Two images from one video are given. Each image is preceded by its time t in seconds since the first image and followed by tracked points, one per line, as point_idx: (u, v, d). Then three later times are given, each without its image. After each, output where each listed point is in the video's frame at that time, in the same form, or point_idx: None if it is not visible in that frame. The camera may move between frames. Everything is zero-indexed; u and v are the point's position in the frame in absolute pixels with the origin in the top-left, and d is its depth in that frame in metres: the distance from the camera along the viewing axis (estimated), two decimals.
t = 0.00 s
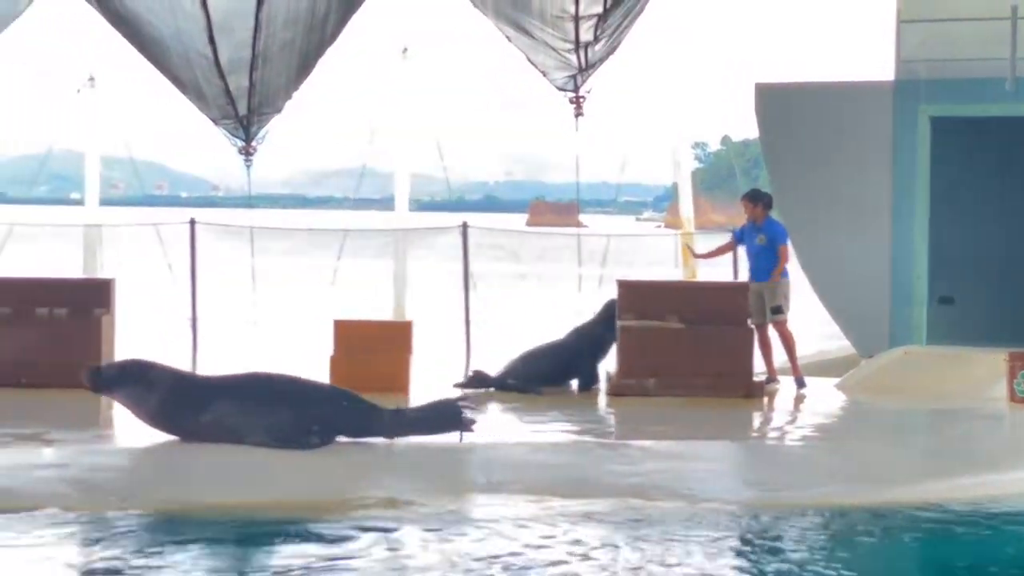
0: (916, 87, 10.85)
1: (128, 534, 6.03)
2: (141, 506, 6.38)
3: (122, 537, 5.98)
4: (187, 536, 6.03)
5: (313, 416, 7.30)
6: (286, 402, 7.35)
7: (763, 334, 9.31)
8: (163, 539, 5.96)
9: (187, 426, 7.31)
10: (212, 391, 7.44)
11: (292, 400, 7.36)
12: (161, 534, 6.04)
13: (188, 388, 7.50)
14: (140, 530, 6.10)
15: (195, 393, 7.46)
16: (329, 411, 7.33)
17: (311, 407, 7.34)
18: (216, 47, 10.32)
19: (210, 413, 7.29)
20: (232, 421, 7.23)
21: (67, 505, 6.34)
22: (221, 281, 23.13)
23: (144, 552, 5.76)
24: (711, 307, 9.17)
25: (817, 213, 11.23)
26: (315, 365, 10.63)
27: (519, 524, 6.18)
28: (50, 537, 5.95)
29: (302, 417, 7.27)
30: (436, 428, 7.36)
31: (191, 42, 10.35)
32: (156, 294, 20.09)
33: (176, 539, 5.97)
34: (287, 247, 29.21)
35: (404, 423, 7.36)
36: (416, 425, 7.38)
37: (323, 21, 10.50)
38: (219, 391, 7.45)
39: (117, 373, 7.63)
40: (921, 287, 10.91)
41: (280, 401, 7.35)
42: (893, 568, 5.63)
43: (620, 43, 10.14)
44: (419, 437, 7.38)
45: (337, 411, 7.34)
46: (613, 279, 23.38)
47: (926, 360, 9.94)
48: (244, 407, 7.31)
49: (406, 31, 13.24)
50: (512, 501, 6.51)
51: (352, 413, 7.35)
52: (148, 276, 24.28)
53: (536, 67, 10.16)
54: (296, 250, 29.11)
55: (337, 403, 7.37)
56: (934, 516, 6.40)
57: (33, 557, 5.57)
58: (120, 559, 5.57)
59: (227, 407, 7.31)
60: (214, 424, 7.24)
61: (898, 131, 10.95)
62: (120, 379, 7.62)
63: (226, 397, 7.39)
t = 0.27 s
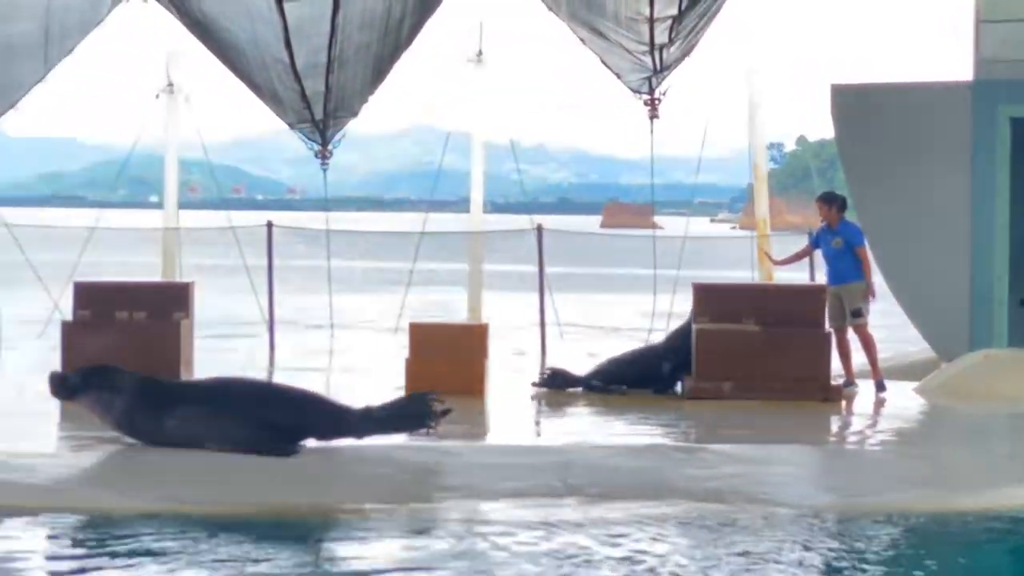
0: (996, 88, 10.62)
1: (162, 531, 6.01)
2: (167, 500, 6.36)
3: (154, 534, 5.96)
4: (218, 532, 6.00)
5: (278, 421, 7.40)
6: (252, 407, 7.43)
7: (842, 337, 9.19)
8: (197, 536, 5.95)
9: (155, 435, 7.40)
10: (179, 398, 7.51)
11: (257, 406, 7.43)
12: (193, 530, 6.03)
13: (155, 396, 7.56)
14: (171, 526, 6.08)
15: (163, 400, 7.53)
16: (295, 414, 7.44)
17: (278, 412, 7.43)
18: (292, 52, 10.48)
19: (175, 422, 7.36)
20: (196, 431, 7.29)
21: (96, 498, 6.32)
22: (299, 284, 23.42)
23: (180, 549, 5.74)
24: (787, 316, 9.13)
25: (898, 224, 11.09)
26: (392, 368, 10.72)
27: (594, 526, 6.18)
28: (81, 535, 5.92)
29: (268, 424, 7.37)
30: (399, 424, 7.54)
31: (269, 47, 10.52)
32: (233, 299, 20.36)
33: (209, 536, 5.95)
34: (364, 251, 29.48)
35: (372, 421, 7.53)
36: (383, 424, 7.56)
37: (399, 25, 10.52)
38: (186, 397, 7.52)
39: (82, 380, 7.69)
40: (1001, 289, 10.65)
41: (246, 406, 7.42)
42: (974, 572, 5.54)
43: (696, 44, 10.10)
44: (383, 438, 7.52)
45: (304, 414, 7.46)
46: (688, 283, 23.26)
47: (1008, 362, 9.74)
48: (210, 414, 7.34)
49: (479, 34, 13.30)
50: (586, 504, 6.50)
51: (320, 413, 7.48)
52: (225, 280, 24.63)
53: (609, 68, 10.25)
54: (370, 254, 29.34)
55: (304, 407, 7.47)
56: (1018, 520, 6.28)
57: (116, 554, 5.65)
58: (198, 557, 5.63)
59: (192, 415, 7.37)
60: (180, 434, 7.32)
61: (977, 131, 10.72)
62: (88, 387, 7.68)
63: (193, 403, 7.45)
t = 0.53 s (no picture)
0: None
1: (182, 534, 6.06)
2: (184, 505, 6.41)
3: (172, 538, 6.01)
4: (231, 535, 6.05)
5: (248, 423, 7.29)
6: (221, 408, 7.30)
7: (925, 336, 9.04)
8: (214, 538, 5.99)
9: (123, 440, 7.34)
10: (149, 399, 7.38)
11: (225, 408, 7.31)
12: (208, 533, 6.08)
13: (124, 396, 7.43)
14: (187, 530, 6.13)
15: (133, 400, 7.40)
16: (265, 416, 7.32)
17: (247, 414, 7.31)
18: (371, 52, 10.69)
19: (144, 430, 7.27)
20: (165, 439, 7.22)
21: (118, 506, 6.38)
22: (377, 283, 23.61)
23: (202, 552, 5.79)
24: (870, 315, 8.97)
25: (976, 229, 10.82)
26: (470, 367, 10.76)
27: (676, 529, 6.15)
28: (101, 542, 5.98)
29: (237, 428, 7.27)
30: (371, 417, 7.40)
31: (349, 49, 10.76)
32: (312, 297, 20.57)
33: (228, 538, 6.00)
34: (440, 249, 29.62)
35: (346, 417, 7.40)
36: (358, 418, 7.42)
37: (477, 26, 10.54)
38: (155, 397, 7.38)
39: (51, 379, 7.61)
40: None
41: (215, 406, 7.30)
42: None
43: (775, 42, 10.11)
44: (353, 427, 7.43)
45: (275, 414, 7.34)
46: (766, 281, 23.05)
47: None
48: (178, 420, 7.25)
49: (556, 32, 13.30)
50: (667, 506, 6.48)
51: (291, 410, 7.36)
52: (305, 279, 24.89)
53: (690, 69, 10.20)
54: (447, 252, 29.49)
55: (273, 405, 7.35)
56: None
57: (199, 555, 5.72)
58: (275, 558, 5.68)
59: (162, 421, 7.26)
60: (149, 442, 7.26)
61: None
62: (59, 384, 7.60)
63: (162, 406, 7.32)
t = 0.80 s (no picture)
0: None
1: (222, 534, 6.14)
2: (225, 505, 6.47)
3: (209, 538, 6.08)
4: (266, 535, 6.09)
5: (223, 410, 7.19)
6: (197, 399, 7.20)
7: (1006, 335, 8.93)
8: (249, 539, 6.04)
9: (99, 433, 7.11)
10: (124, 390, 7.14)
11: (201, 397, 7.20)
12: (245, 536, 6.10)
13: (96, 388, 7.15)
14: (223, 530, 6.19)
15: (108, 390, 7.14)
16: (244, 405, 7.24)
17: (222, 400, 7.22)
18: (444, 50, 10.77)
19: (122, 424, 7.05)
20: (144, 433, 7.03)
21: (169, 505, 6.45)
22: (451, 280, 23.76)
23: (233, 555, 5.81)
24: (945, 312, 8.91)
25: None
26: (543, 365, 10.81)
27: (751, 529, 6.15)
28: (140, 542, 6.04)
29: (215, 417, 7.17)
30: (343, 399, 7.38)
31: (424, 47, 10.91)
32: (386, 294, 20.74)
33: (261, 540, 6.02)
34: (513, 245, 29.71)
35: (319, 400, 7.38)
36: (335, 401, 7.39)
37: (549, 23, 10.66)
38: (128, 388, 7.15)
39: (28, 377, 7.16)
40: None
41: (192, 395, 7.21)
42: None
43: (851, 36, 10.04)
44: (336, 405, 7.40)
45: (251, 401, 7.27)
46: (842, 277, 22.81)
47: None
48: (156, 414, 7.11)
49: (629, 28, 13.28)
50: (742, 505, 6.47)
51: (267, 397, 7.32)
52: (379, 276, 25.10)
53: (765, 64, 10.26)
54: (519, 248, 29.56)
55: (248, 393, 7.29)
56: None
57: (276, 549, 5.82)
58: (352, 554, 5.76)
59: (141, 416, 7.08)
60: (126, 437, 7.02)
61: None
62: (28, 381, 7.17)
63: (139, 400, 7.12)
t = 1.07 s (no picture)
0: None
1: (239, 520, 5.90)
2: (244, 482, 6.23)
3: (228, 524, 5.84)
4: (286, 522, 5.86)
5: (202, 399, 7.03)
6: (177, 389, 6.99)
7: None
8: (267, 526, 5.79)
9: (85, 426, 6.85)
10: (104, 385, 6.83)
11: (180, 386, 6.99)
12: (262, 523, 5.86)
13: (79, 383, 6.80)
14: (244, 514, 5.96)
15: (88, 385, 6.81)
16: (219, 389, 7.08)
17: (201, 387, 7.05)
18: (511, 40, 10.87)
19: (105, 421, 6.82)
20: (132, 429, 6.85)
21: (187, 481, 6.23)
22: (516, 272, 23.80)
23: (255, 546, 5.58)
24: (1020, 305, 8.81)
25: None
26: (609, 357, 10.76)
27: (823, 523, 6.06)
28: (164, 525, 5.81)
29: (195, 405, 7.01)
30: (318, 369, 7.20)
31: (490, 38, 10.98)
32: (451, 286, 20.81)
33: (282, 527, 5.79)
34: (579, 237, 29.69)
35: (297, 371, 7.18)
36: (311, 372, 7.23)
37: (616, 14, 10.61)
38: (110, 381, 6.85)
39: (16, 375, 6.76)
40: None
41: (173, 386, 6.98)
42: None
43: (923, 25, 10.03)
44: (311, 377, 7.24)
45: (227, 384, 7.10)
46: (913, 269, 22.53)
47: None
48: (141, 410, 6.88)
49: (697, 19, 13.20)
50: (813, 500, 6.38)
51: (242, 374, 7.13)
52: (444, 267, 25.19)
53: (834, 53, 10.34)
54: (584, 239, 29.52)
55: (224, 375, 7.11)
56: None
57: (343, 524, 5.81)
58: (415, 532, 5.69)
59: (126, 411, 6.85)
60: (111, 431, 6.81)
61: None
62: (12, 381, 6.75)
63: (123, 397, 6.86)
